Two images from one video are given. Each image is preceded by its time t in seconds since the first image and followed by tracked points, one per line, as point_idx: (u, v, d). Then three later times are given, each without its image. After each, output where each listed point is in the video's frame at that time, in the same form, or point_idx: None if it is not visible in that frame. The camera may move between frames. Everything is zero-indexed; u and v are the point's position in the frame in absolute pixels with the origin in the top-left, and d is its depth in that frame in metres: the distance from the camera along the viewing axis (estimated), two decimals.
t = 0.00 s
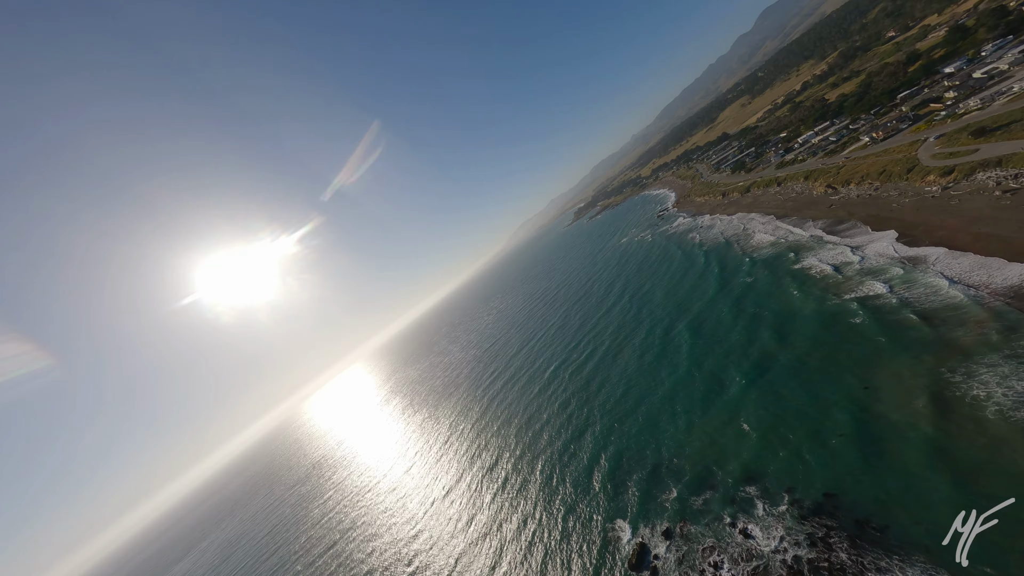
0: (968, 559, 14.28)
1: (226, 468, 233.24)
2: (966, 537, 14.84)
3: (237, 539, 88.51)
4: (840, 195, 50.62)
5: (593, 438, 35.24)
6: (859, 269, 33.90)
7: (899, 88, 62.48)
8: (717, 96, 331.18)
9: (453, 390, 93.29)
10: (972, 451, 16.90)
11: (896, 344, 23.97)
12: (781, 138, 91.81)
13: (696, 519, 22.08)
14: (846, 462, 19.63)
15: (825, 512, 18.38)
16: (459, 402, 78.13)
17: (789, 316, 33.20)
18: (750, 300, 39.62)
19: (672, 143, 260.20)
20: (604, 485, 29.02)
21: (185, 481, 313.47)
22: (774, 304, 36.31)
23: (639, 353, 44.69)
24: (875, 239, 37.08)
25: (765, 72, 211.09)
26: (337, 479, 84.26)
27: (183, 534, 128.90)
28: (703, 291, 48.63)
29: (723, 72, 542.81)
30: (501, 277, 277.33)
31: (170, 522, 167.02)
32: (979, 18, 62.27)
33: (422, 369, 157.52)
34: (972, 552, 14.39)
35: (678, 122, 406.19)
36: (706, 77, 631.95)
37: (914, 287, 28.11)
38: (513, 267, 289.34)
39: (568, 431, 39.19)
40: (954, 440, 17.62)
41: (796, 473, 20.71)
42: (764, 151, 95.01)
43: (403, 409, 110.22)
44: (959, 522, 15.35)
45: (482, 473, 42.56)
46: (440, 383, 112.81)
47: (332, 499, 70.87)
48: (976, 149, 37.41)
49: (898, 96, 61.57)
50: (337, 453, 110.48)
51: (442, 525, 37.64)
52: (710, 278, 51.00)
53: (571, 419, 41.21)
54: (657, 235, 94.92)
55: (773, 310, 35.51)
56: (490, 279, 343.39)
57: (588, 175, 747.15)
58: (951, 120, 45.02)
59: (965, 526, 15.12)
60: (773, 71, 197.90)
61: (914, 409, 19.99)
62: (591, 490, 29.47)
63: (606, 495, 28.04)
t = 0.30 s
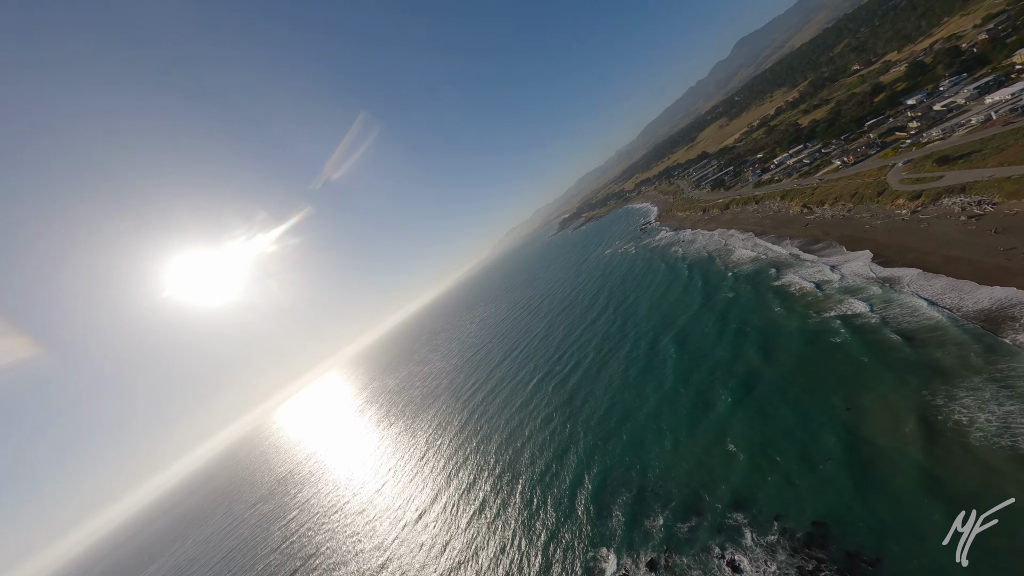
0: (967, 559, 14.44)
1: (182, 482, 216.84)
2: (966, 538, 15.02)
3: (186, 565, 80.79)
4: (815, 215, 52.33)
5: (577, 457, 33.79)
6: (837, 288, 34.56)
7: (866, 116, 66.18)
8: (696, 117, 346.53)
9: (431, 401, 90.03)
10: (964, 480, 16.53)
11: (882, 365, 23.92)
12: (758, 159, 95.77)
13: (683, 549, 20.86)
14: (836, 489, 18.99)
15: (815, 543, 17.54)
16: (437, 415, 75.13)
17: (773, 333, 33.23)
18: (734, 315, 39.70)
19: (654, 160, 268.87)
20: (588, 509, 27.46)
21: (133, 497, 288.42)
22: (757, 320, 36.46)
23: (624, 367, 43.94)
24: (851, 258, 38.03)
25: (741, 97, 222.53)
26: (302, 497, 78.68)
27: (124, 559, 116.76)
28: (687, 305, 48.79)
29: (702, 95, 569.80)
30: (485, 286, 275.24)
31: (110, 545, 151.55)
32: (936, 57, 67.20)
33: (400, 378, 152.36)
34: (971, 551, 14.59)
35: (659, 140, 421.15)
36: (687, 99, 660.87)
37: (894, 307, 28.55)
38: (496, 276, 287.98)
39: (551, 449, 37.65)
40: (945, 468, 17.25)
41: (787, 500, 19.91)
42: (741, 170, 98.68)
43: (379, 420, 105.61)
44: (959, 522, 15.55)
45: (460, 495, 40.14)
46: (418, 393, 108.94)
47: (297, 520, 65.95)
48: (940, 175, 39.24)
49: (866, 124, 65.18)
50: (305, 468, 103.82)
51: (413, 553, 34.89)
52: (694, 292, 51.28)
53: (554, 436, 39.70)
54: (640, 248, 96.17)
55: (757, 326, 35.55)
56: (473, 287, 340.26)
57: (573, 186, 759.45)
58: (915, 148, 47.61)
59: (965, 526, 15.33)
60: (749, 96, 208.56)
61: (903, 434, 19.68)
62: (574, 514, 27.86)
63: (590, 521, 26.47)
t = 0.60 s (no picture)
0: (967, 559, 14.74)
1: (125, 491, 198.68)
2: (966, 537, 15.38)
3: None
4: (790, 237, 53.94)
5: (554, 477, 32.42)
6: (814, 309, 35.17)
7: (837, 146, 69.71)
8: (678, 137, 360.32)
9: (405, 409, 86.52)
10: (947, 515, 16.26)
11: (862, 391, 23.95)
12: (736, 180, 99.41)
13: None
14: (820, 520, 18.39)
15: None
16: (410, 424, 71.96)
17: (754, 353, 33.21)
18: (715, 332, 39.74)
19: (637, 176, 276.40)
20: (565, 534, 26.04)
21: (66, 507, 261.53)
22: (738, 339, 36.53)
23: (606, 381, 43.20)
24: (826, 280, 38.98)
25: (721, 121, 232.99)
26: (258, 513, 72.87)
27: None
28: (669, 320, 48.79)
29: (685, 117, 595.04)
30: (467, 291, 271.91)
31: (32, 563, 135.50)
32: (898, 96, 71.99)
33: (373, 383, 146.48)
34: (971, 551, 14.92)
35: (643, 157, 434.69)
36: (670, 120, 688.30)
37: (871, 331, 29.06)
38: (479, 281, 285.52)
39: (528, 467, 36.13)
40: (928, 502, 16.97)
41: (769, 530, 19.19)
42: (720, 190, 102.11)
43: (348, 427, 100.67)
44: (959, 522, 15.90)
45: (428, 514, 37.82)
46: (392, 400, 104.70)
47: (251, 537, 60.95)
48: (907, 206, 41.08)
49: (837, 153, 68.57)
50: (264, 479, 96.84)
51: None
52: (676, 307, 51.55)
53: (532, 453, 38.22)
54: (623, 260, 97.10)
55: (739, 345, 35.55)
56: (454, 292, 336.28)
57: (559, 196, 771.58)
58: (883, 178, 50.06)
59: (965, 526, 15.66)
60: (728, 121, 218.41)
61: (884, 463, 19.43)
62: (550, 540, 26.33)
63: (566, 547, 25.03)
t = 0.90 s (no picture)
0: (967, 559, 15.32)
1: (65, 491, 183.10)
2: (966, 537, 16.01)
3: None
4: (771, 256, 54.91)
5: (531, 495, 31.07)
6: (795, 329, 35.36)
7: (816, 171, 72.18)
8: (666, 153, 370.22)
9: (378, 413, 83.31)
10: (934, 553, 15.86)
11: (846, 418, 23.76)
12: (720, 198, 101.85)
13: None
14: (807, 553, 17.68)
15: None
16: (382, 429, 68.92)
17: (738, 371, 32.89)
18: (699, 348, 39.45)
19: (625, 187, 281.58)
20: (539, 559, 24.65)
21: None
22: (722, 355, 36.31)
23: (587, 394, 42.31)
24: (807, 301, 39.47)
25: (707, 140, 240.70)
26: (211, 521, 67.71)
27: None
28: (653, 333, 48.49)
29: (672, 134, 613.61)
30: (450, 292, 268.02)
31: None
32: (874, 127, 75.47)
33: (347, 384, 141.00)
34: (970, 550, 15.53)
35: (631, 170, 444.62)
36: (658, 136, 708.49)
37: (852, 354, 29.20)
38: (463, 283, 282.38)
39: (504, 484, 34.69)
40: (915, 539, 16.55)
41: (752, 562, 18.36)
42: (705, 206, 104.39)
43: (317, 430, 95.99)
44: (960, 522, 16.57)
45: (395, 532, 35.71)
46: (365, 402, 100.71)
47: (201, 550, 56.49)
48: (883, 232, 42.28)
49: (816, 177, 70.95)
50: (221, 482, 90.71)
51: None
52: (660, 320, 51.40)
53: (509, 468, 36.78)
54: (608, 270, 97.35)
55: (722, 362, 35.24)
56: (437, 292, 331.41)
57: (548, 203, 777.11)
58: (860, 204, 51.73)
59: (965, 526, 16.34)
60: (713, 141, 225.55)
61: (870, 496, 19.03)
62: (523, 565, 24.89)
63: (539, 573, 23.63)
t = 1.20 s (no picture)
0: (968, 560, 15.89)
1: None
2: (966, 537, 16.69)
3: None
4: (754, 274, 55.43)
5: (505, 514, 29.58)
6: (780, 348, 35.20)
7: (799, 193, 74.11)
8: (655, 167, 378.37)
9: (350, 414, 79.76)
10: None
11: (832, 445, 23.25)
12: (705, 213, 103.71)
13: None
14: None
15: None
16: (354, 432, 65.88)
17: (723, 389, 32.35)
18: (684, 363, 38.92)
19: (613, 197, 285.64)
20: None
21: None
22: (707, 371, 35.82)
23: (569, 406, 41.09)
24: (790, 321, 39.57)
25: (694, 157, 247.13)
26: (158, 526, 62.71)
27: None
28: (638, 345, 47.89)
29: (661, 149, 629.30)
30: (434, 292, 263.56)
31: None
32: (853, 155, 78.31)
33: (319, 381, 135.41)
34: (973, 551, 16.11)
35: (620, 180, 452.71)
36: (648, 149, 724.86)
37: (836, 377, 29.04)
38: (448, 283, 278.90)
39: (477, 498, 33.12)
40: None
41: None
42: (690, 221, 106.11)
43: (284, 429, 91.27)
44: (960, 522, 17.28)
45: (359, 548, 33.61)
46: (337, 402, 96.55)
47: (145, 559, 52.04)
48: (863, 256, 43.11)
49: (798, 199, 72.77)
50: (174, 483, 84.73)
51: None
52: (644, 332, 50.93)
53: (484, 482, 35.24)
54: (594, 278, 97.19)
55: (707, 379, 34.71)
56: (421, 291, 325.66)
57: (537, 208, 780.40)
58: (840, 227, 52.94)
59: (965, 526, 17.07)
60: (701, 158, 231.46)
61: (856, 530, 18.33)
62: None
63: None
